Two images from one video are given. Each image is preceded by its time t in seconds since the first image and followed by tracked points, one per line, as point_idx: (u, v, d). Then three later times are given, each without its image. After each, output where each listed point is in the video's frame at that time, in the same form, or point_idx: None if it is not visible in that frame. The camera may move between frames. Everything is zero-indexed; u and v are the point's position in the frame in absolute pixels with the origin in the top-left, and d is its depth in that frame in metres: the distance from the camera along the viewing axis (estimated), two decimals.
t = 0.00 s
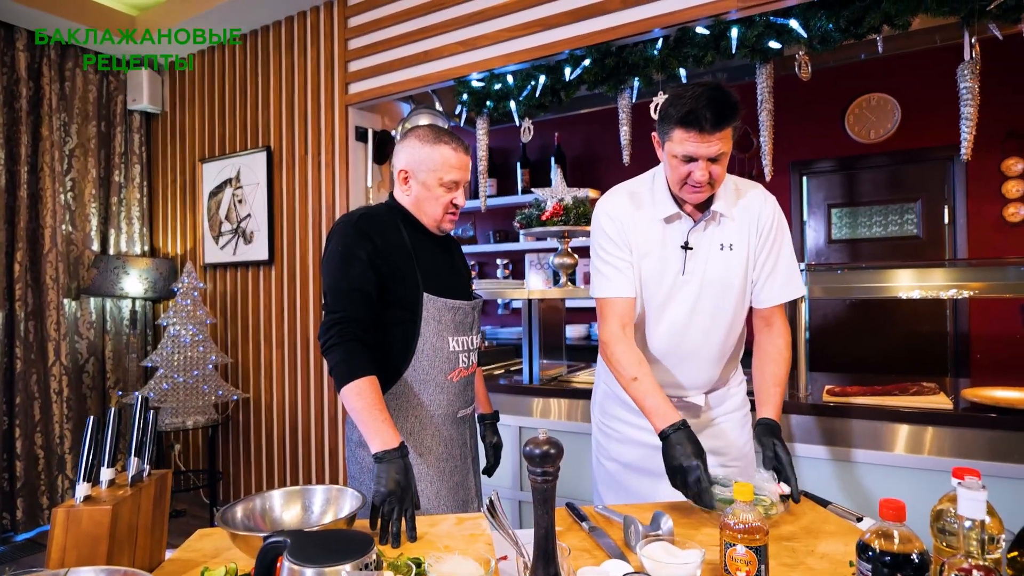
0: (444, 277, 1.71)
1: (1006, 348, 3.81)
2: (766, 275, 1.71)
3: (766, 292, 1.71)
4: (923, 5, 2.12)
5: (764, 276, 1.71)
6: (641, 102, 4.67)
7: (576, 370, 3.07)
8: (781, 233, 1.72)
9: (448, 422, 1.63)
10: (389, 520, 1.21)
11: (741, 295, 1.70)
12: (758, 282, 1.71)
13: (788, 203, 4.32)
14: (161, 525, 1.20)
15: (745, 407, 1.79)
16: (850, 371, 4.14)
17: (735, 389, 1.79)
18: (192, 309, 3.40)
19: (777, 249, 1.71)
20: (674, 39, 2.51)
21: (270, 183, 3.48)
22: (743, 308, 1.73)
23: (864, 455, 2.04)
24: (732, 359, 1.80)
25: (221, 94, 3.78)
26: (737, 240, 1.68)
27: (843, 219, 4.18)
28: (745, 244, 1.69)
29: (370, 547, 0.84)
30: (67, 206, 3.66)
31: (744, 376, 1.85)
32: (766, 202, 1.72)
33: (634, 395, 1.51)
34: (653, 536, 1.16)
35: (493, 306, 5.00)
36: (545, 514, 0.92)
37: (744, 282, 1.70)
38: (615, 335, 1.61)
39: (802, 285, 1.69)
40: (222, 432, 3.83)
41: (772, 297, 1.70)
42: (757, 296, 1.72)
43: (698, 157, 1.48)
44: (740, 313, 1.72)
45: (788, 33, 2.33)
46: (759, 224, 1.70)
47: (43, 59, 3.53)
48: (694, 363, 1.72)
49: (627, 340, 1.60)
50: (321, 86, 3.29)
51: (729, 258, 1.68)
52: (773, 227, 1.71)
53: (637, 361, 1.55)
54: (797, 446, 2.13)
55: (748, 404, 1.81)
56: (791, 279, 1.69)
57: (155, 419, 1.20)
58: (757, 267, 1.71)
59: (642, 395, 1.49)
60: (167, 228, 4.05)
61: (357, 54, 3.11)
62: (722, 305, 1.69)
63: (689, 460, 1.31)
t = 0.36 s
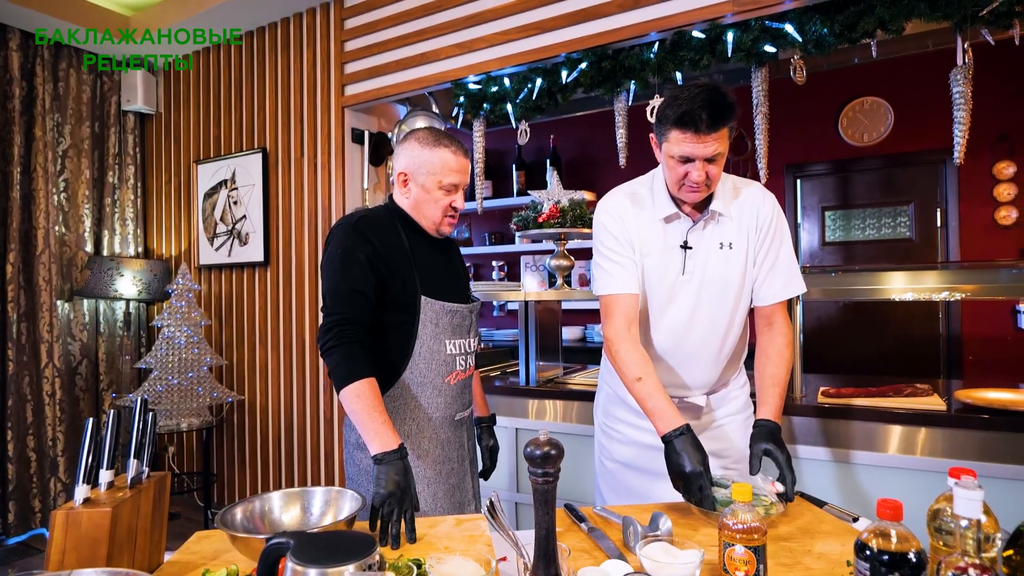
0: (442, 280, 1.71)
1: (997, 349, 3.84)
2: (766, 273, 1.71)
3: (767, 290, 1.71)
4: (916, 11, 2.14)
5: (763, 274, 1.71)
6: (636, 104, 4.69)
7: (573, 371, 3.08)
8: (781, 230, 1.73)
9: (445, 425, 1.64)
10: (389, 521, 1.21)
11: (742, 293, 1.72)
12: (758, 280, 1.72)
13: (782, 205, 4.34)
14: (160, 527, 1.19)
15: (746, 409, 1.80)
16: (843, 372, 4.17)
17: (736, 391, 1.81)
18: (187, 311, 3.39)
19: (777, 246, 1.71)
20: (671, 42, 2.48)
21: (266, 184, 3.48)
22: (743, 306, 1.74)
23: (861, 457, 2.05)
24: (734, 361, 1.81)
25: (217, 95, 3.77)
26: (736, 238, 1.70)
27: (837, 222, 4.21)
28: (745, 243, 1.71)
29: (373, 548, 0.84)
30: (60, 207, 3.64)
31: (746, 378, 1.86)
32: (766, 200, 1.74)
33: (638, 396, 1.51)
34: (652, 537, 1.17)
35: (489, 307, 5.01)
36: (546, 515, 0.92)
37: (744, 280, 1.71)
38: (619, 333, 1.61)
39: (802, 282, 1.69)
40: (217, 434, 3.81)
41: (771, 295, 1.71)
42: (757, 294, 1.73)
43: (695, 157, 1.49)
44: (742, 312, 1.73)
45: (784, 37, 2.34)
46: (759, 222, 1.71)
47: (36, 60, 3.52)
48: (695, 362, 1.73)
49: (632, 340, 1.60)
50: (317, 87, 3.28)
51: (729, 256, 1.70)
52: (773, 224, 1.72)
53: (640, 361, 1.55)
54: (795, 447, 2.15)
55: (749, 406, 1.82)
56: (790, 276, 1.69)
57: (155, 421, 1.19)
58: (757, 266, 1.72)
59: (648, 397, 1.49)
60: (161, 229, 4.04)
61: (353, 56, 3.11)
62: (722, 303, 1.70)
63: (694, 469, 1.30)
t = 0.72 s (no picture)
0: (441, 279, 1.72)
1: (989, 348, 3.88)
2: (755, 271, 1.73)
3: (757, 287, 1.72)
4: (910, 12, 2.16)
5: (752, 272, 1.72)
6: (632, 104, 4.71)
7: (569, 371, 3.09)
8: (768, 228, 1.75)
9: (446, 423, 1.64)
10: (390, 519, 1.22)
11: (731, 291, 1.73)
12: (746, 278, 1.73)
13: (777, 205, 4.37)
14: (161, 526, 1.19)
15: (738, 406, 1.80)
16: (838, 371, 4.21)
17: (728, 388, 1.81)
18: (183, 311, 3.38)
19: (764, 243, 1.73)
20: (667, 43, 2.51)
21: (262, 183, 3.47)
22: (734, 304, 1.75)
23: (854, 454, 2.07)
24: (726, 356, 1.81)
25: (213, 94, 3.77)
26: (724, 238, 1.71)
27: (831, 221, 4.23)
28: (732, 241, 1.72)
29: (376, 545, 0.85)
30: (54, 207, 3.63)
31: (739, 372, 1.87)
32: (751, 198, 1.76)
33: (635, 399, 1.53)
34: (651, 533, 1.18)
35: (485, 307, 5.01)
36: (548, 511, 0.93)
37: (733, 279, 1.73)
38: (614, 339, 1.63)
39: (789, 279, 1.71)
40: (213, 434, 3.81)
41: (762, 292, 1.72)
42: (746, 292, 1.74)
43: (680, 161, 1.51)
44: (731, 309, 1.74)
45: (779, 38, 2.36)
46: (745, 220, 1.73)
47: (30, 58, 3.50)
48: (688, 360, 1.74)
49: (627, 344, 1.61)
50: (314, 87, 3.28)
51: (717, 256, 1.71)
52: (759, 222, 1.73)
53: (636, 364, 1.57)
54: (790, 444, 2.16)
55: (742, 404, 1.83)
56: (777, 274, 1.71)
57: (155, 420, 1.19)
58: (745, 264, 1.73)
59: (643, 400, 1.51)
60: (157, 229, 4.02)
61: (350, 56, 3.11)
62: (713, 302, 1.72)
63: (688, 464, 1.31)
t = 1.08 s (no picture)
0: (438, 280, 1.72)
1: (982, 349, 3.91)
2: (740, 271, 1.74)
3: (742, 286, 1.73)
4: (902, 16, 2.18)
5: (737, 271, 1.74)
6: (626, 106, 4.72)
7: (564, 372, 3.10)
8: (754, 229, 1.76)
9: (442, 425, 1.65)
10: (386, 521, 1.22)
11: (716, 290, 1.74)
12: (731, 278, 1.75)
13: (771, 206, 4.39)
14: (157, 528, 1.19)
15: (725, 406, 1.80)
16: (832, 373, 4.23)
17: (716, 388, 1.80)
18: (178, 313, 3.37)
19: (749, 243, 1.75)
20: (662, 46, 2.53)
21: (258, 185, 3.47)
22: (720, 303, 1.76)
23: (849, 454, 2.08)
24: (713, 355, 1.81)
25: (208, 95, 3.76)
26: (708, 237, 1.74)
27: (825, 223, 4.26)
28: (717, 241, 1.75)
29: (374, 545, 0.85)
30: (48, 208, 3.61)
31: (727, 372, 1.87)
32: (736, 200, 1.78)
33: (609, 382, 1.61)
34: (646, 534, 1.19)
35: (480, 309, 5.02)
36: (544, 513, 0.93)
37: (718, 278, 1.74)
38: (589, 333, 1.72)
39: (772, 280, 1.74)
40: (208, 436, 3.80)
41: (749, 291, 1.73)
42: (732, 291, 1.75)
43: (663, 161, 1.56)
44: (716, 308, 1.75)
45: (773, 41, 2.37)
46: (729, 220, 1.75)
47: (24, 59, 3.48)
48: (674, 359, 1.75)
49: (600, 338, 1.71)
50: (310, 89, 3.28)
51: (702, 255, 1.73)
52: (744, 222, 1.75)
53: (609, 352, 1.65)
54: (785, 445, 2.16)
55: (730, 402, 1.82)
56: (762, 273, 1.73)
57: (151, 422, 1.19)
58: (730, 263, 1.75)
59: (615, 381, 1.60)
60: (151, 230, 4.01)
61: (346, 58, 3.11)
62: (699, 301, 1.73)
63: (659, 426, 1.40)
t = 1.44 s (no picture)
0: (430, 278, 1.72)
1: (978, 348, 3.92)
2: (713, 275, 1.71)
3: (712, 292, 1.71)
4: (897, 14, 2.18)
5: (709, 276, 1.72)
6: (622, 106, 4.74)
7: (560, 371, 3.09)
8: (736, 238, 1.74)
9: (433, 425, 1.64)
10: (378, 520, 1.21)
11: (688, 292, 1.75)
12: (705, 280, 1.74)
13: (768, 205, 4.38)
14: (146, 527, 1.19)
15: (703, 402, 1.82)
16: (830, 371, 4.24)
17: (692, 384, 1.83)
18: (173, 312, 3.36)
19: (727, 247, 1.71)
20: (657, 44, 2.53)
21: (253, 184, 3.46)
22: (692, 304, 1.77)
23: (846, 453, 2.07)
24: (687, 353, 1.82)
25: (203, 94, 3.75)
26: (685, 237, 1.75)
27: (821, 222, 4.26)
28: (694, 242, 1.75)
29: (362, 544, 0.84)
30: (43, 208, 3.60)
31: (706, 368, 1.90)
32: (721, 205, 1.77)
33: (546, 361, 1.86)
34: (638, 532, 1.18)
35: (477, 308, 5.01)
36: (534, 512, 0.92)
37: (691, 280, 1.75)
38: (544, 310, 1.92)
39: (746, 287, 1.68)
40: (203, 436, 3.79)
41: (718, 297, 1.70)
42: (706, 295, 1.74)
43: (655, 155, 1.56)
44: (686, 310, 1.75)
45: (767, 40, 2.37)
46: (710, 224, 1.74)
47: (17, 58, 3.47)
48: (643, 352, 1.79)
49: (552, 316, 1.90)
50: (305, 88, 3.27)
51: (677, 254, 1.75)
52: (726, 228, 1.73)
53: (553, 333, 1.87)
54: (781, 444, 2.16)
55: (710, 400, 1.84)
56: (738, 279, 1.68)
57: (140, 420, 1.18)
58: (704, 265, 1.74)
59: (550, 363, 1.85)
60: (147, 230, 4.00)
61: (341, 57, 3.10)
62: (669, 299, 1.76)
63: (570, 419, 1.72)
